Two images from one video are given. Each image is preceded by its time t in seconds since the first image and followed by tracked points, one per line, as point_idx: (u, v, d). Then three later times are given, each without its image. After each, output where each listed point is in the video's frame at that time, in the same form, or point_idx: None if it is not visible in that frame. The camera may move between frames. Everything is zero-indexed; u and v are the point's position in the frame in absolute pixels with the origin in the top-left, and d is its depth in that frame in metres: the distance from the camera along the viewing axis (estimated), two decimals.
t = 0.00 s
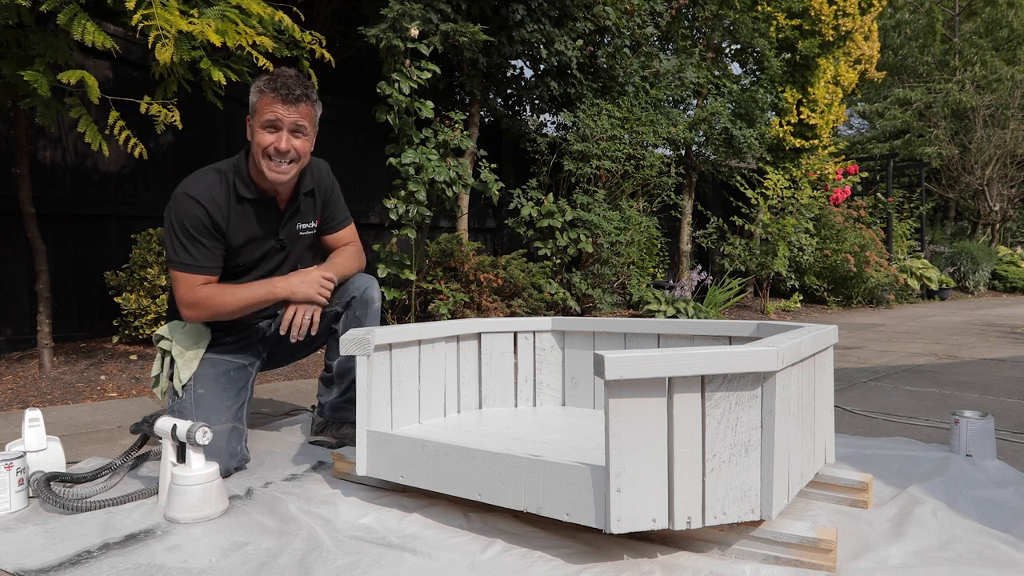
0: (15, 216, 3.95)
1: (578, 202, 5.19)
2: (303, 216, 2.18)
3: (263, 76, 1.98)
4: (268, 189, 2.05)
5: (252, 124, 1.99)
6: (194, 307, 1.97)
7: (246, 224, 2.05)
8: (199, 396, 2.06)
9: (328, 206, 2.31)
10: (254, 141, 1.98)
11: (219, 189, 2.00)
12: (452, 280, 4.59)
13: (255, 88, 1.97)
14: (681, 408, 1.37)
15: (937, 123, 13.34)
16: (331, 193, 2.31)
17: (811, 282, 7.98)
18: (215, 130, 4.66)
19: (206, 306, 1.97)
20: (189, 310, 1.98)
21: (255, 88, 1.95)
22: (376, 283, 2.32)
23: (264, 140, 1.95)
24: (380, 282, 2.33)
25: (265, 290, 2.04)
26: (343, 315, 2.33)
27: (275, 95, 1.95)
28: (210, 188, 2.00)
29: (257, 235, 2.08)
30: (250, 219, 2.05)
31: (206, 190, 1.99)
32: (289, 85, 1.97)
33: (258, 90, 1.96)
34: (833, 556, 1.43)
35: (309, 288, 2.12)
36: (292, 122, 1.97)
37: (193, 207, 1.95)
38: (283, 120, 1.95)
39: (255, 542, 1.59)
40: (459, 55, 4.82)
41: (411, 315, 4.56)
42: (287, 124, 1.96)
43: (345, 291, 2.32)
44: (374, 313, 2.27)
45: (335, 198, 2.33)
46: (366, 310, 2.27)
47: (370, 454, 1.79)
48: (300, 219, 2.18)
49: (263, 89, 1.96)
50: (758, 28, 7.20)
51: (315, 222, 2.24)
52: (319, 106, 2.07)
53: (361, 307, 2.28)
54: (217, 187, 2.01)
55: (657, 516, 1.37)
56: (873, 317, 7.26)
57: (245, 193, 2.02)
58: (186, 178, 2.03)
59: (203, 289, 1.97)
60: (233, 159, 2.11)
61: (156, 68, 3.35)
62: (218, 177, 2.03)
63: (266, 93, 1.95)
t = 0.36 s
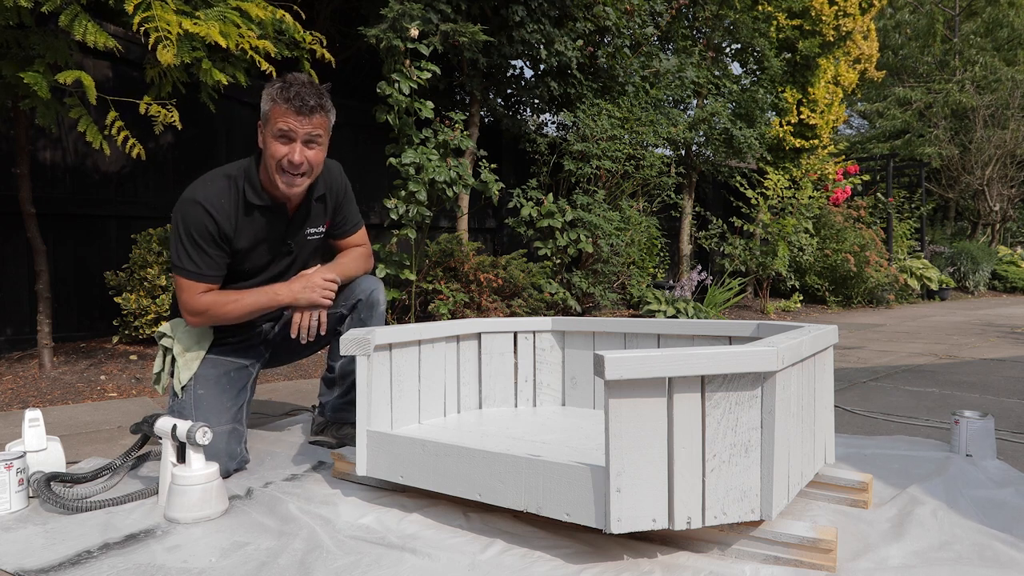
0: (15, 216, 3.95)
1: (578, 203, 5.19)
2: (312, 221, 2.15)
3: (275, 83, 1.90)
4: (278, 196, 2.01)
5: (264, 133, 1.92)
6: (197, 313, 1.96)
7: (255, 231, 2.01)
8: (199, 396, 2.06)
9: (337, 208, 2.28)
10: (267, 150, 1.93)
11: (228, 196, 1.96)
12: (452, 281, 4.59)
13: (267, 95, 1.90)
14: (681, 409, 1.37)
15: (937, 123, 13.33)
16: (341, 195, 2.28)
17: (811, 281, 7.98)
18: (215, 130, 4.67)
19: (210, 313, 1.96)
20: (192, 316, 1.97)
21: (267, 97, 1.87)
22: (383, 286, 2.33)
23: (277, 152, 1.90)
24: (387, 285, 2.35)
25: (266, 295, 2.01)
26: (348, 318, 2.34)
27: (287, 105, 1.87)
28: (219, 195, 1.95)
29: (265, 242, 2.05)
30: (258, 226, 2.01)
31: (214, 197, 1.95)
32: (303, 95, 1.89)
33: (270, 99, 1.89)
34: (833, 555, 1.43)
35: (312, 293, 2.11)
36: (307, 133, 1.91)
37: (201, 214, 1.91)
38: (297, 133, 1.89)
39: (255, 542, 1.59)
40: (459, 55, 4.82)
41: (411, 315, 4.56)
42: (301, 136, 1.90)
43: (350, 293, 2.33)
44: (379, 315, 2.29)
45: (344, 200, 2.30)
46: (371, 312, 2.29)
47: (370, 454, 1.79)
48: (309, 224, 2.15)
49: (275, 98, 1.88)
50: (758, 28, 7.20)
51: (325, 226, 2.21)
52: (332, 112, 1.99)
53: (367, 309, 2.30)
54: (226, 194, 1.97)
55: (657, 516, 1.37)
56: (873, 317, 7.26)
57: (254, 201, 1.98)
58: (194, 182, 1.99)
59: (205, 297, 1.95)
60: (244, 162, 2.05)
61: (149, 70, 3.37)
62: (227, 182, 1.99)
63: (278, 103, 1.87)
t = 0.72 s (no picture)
0: (15, 216, 3.95)
1: (579, 203, 5.19)
2: (318, 223, 2.14)
3: (286, 78, 1.92)
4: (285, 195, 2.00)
5: (273, 128, 1.93)
6: (192, 313, 1.92)
7: (258, 230, 1.99)
8: (200, 396, 2.06)
9: (346, 213, 2.27)
10: (274, 144, 1.92)
11: (234, 195, 1.94)
12: (452, 281, 4.59)
13: (278, 90, 1.92)
14: (682, 408, 1.37)
15: (937, 123, 13.33)
16: (350, 201, 2.27)
17: (811, 282, 7.99)
18: (215, 130, 4.67)
19: (204, 314, 1.91)
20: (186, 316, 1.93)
21: (279, 90, 1.90)
22: (387, 288, 2.35)
23: (285, 143, 1.89)
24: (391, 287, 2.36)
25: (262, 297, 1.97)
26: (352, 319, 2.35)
27: (299, 97, 1.90)
28: (224, 194, 1.94)
29: (270, 242, 2.04)
30: (262, 225, 1.99)
31: (220, 196, 1.93)
32: (314, 89, 1.92)
33: (282, 92, 1.91)
34: (833, 556, 1.43)
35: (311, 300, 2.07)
36: (316, 125, 1.91)
37: (206, 213, 1.89)
38: (306, 124, 1.90)
39: (255, 542, 1.59)
40: (459, 55, 4.82)
41: (411, 315, 4.56)
42: (310, 129, 1.90)
43: (354, 295, 2.33)
44: (383, 318, 2.31)
45: (354, 207, 2.29)
46: (375, 315, 2.31)
47: (370, 455, 1.79)
48: (315, 227, 2.14)
49: (286, 90, 1.90)
50: (758, 28, 7.19)
51: (330, 229, 2.20)
52: (342, 110, 2.02)
53: (371, 312, 2.31)
54: (232, 193, 1.95)
55: (657, 516, 1.37)
56: (873, 317, 7.26)
57: (261, 200, 1.96)
58: (199, 180, 1.97)
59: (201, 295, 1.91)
60: (251, 161, 2.04)
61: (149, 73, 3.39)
62: (234, 181, 1.97)
63: (289, 95, 1.89)
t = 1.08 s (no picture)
0: (15, 216, 3.95)
1: (579, 203, 5.19)
2: (323, 239, 2.11)
3: (288, 93, 1.88)
4: (288, 212, 1.96)
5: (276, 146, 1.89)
6: (202, 329, 1.94)
7: (263, 247, 1.96)
8: (199, 396, 2.05)
9: (353, 224, 2.25)
10: (279, 163, 1.88)
11: (237, 211, 1.91)
12: (452, 281, 4.59)
13: (280, 106, 1.88)
14: (681, 408, 1.37)
15: (937, 123, 13.33)
16: (357, 214, 2.25)
17: (811, 281, 7.99)
18: (215, 130, 4.66)
19: (213, 327, 1.94)
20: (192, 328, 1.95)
21: (280, 106, 1.85)
22: (393, 288, 2.39)
23: (290, 162, 1.86)
24: (397, 287, 2.40)
25: (272, 310, 2.00)
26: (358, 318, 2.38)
27: (301, 113, 1.85)
28: (227, 210, 1.90)
29: (274, 257, 2.01)
30: (266, 242, 1.96)
31: (223, 212, 1.89)
32: (316, 104, 1.88)
33: (284, 108, 1.87)
34: (833, 555, 1.43)
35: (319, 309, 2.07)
36: (321, 142, 1.88)
37: (208, 229, 1.86)
38: (311, 140, 1.86)
39: (255, 542, 1.60)
40: (459, 55, 4.82)
41: (411, 315, 4.56)
42: (315, 145, 1.87)
43: (362, 295, 2.36)
44: (389, 318, 2.35)
45: (361, 219, 2.27)
46: (381, 314, 2.35)
47: (370, 455, 1.79)
48: (320, 242, 2.11)
49: (288, 106, 1.86)
50: (758, 28, 7.19)
51: (337, 243, 2.18)
52: (346, 123, 1.98)
53: (377, 311, 2.35)
54: (236, 208, 1.91)
55: (657, 516, 1.37)
56: (873, 317, 7.26)
57: (264, 217, 1.93)
58: (202, 194, 1.93)
59: (212, 310, 1.93)
60: (255, 175, 2.00)
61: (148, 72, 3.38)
62: (236, 197, 1.93)
63: (291, 111, 1.85)
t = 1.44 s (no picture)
0: (15, 216, 3.95)
1: (579, 203, 5.19)
2: (326, 242, 2.12)
3: (287, 100, 1.83)
4: (290, 219, 1.96)
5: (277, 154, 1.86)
6: (198, 333, 1.93)
7: (263, 251, 1.96)
8: (199, 396, 2.05)
9: (356, 226, 2.26)
10: (280, 172, 1.86)
11: (239, 216, 1.90)
12: (452, 281, 4.59)
13: (279, 115, 1.84)
14: (682, 408, 1.37)
15: (937, 123, 13.32)
16: (360, 216, 2.25)
17: (811, 281, 7.99)
18: (215, 130, 4.66)
19: (210, 331, 1.93)
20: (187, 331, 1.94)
21: (279, 116, 1.81)
22: (394, 288, 2.39)
23: (290, 173, 1.83)
24: (397, 287, 2.40)
25: (264, 315, 1.99)
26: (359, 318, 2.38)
27: (299, 124, 1.81)
28: (229, 215, 1.89)
29: (274, 261, 2.02)
30: (266, 246, 1.96)
31: (224, 215, 1.89)
32: (315, 113, 1.82)
33: (283, 116, 1.82)
34: (833, 555, 1.43)
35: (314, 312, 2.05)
36: (320, 153, 1.84)
37: (208, 233, 1.85)
38: (310, 153, 1.82)
39: (255, 542, 1.60)
40: (459, 55, 4.82)
41: (411, 315, 4.56)
42: (315, 157, 1.83)
43: (364, 294, 2.36)
44: (389, 318, 2.36)
45: (364, 222, 2.28)
46: (381, 314, 2.35)
47: (370, 455, 1.79)
48: (323, 245, 2.12)
49: (286, 116, 1.82)
50: (758, 28, 7.19)
51: (339, 245, 2.18)
52: (347, 129, 1.93)
53: (378, 311, 2.35)
54: (237, 212, 1.91)
55: (657, 516, 1.37)
56: (873, 317, 7.26)
57: (265, 222, 1.92)
58: (204, 198, 1.92)
59: (204, 315, 1.92)
60: (257, 178, 1.99)
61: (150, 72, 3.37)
62: (238, 202, 1.92)
63: (290, 121, 1.81)
